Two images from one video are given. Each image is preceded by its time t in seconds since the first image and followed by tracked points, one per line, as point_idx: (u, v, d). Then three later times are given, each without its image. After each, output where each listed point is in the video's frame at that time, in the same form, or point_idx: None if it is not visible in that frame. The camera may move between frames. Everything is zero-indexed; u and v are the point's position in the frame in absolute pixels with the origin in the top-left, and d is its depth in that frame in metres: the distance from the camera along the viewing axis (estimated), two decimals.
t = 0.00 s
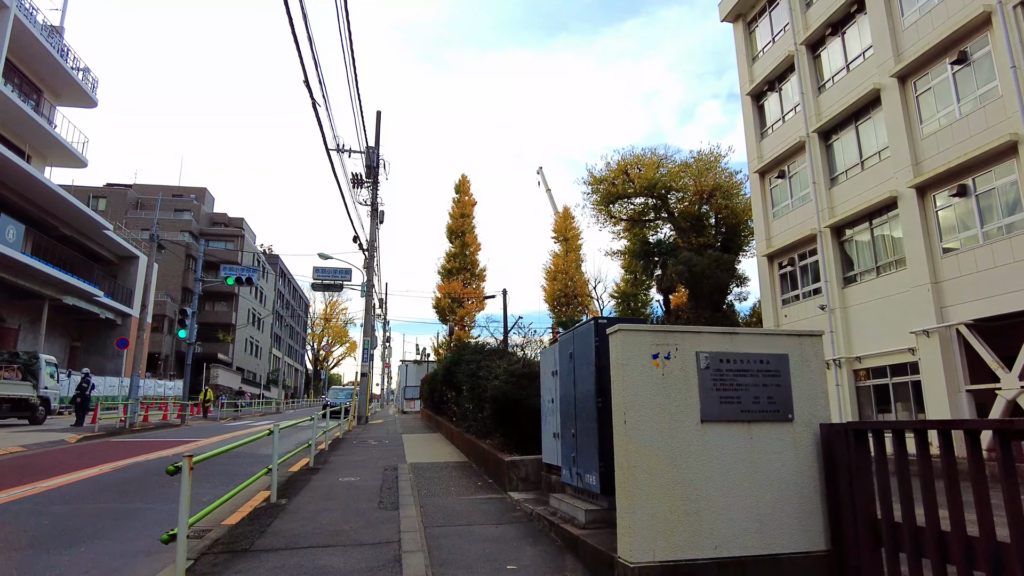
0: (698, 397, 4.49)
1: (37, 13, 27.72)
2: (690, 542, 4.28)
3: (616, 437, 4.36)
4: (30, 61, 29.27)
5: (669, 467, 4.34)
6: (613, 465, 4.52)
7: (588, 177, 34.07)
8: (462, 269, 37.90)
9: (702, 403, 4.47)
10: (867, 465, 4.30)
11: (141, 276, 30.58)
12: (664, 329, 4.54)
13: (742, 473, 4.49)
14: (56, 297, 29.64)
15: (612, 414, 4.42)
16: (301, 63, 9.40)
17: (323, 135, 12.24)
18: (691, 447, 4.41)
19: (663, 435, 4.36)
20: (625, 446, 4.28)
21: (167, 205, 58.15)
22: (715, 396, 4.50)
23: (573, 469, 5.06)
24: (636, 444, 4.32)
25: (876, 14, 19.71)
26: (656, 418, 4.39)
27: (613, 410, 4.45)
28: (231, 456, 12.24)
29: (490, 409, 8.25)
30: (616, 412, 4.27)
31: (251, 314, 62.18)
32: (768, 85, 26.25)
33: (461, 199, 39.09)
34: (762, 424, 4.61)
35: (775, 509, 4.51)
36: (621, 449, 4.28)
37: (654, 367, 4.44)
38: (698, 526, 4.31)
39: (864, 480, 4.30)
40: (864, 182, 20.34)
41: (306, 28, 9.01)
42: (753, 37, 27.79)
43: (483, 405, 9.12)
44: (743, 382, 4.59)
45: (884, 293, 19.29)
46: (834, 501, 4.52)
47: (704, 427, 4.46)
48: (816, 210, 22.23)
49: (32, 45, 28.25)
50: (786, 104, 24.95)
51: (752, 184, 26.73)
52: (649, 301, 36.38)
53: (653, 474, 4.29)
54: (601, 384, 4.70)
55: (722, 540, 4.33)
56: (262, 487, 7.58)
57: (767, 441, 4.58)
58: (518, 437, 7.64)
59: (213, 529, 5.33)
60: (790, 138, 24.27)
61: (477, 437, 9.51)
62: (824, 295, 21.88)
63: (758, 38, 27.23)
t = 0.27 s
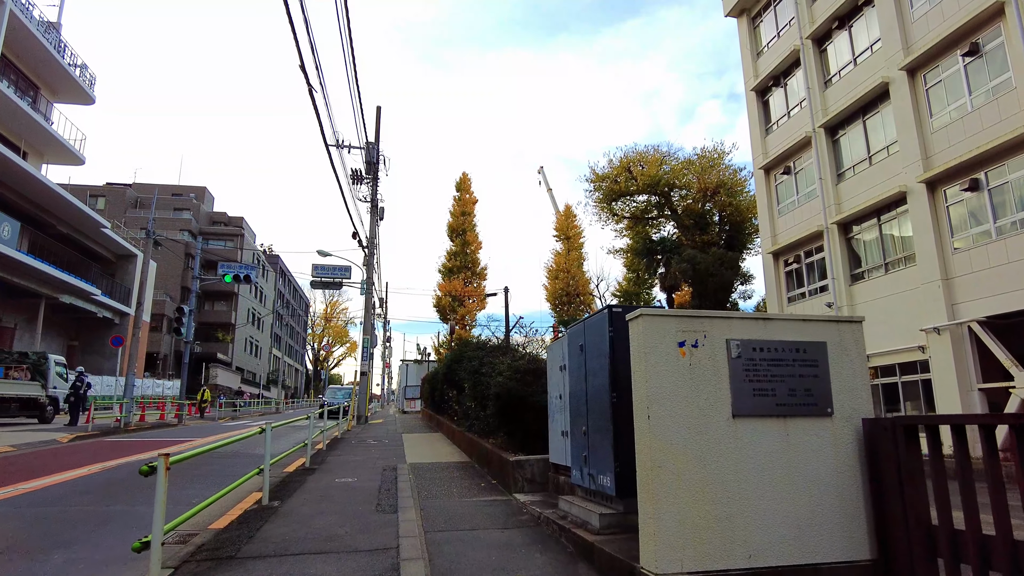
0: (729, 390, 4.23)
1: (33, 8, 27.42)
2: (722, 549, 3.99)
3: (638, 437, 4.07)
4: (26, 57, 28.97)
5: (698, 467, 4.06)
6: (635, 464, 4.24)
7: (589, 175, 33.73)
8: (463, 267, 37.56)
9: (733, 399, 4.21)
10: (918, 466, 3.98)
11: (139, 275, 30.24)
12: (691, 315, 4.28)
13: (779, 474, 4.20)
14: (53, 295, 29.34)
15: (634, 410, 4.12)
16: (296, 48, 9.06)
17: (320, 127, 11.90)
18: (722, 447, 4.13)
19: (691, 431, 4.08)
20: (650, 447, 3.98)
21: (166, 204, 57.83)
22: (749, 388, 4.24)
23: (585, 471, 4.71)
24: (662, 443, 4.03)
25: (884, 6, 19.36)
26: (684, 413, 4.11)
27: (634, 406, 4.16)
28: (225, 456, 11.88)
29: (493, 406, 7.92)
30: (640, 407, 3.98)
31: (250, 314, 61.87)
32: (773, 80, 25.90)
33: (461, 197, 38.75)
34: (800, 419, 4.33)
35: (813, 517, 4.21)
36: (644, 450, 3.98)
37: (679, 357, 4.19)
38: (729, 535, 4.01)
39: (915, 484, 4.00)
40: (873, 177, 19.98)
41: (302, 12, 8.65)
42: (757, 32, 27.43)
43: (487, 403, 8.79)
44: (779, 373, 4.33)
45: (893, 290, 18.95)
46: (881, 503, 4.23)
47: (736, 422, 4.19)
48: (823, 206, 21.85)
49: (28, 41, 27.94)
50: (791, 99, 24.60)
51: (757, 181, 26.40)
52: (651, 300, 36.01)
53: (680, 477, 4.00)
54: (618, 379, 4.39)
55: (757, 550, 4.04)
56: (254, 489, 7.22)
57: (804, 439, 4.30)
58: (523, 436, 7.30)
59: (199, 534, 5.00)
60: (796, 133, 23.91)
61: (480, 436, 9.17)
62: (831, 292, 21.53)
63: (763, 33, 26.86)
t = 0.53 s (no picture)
0: (768, 397, 3.98)
1: (30, 6, 27.14)
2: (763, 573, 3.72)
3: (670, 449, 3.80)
4: (23, 55, 28.69)
5: (735, 483, 3.80)
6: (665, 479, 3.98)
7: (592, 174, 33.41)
8: (464, 267, 37.24)
9: (773, 408, 3.96)
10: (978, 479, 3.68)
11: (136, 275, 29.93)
12: (724, 315, 4.03)
13: (824, 491, 3.94)
14: (49, 295, 29.03)
15: (664, 419, 3.87)
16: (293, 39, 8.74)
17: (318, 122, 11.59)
18: (761, 460, 3.87)
19: (727, 444, 3.83)
20: (683, 460, 3.72)
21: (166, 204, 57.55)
22: (790, 396, 3.98)
23: (599, 483, 4.38)
24: (697, 456, 3.77)
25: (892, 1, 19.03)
26: (720, 424, 3.86)
27: (664, 415, 3.91)
28: (220, 461, 11.55)
29: (497, 410, 7.59)
30: (672, 415, 3.72)
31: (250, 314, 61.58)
32: (778, 78, 25.57)
33: (463, 196, 38.45)
34: (847, 430, 4.07)
35: (862, 541, 3.94)
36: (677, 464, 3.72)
37: (713, 361, 3.94)
38: (771, 558, 3.75)
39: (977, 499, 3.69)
40: (881, 176, 19.66)
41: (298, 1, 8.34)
42: (762, 29, 27.11)
43: (491, 407, 8.45)
44: (822, 379, 4.09)
45: (902, 290, 18.62)
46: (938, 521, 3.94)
47: (776, 434, 3.93)
48: (830, 205, 21.51)
49: (25, 39, 27.66)
50: (797, 97, 24.27)
51: (762, 180, 26.08)
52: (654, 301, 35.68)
53: (716, 494, 3.74)
54: (640, 384, 4.10)
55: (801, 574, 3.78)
56: (246, 498, 6.89)
57: (849, 452, 4.03)
58: (529, 441, 6.96)
59: (184, 549, 4.68)
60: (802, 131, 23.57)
61: (483, 440, 8.84)
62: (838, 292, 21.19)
63: (768, 30, 26.54)
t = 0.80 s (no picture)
0: (815, 387, 3.68)
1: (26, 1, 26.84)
2: None
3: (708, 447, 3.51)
4: (20, 52, 28.41)
5: (783, 482, 3.50)
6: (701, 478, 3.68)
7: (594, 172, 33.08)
8: (465, 266, 36.92)
9: (821, 401, 3.66)
10: None
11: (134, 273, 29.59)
12: (765, 296, 3.73)
13: (882, 493, 3.65)
14: (46, 294, 28.72)
15: (700, 413, 3.57)
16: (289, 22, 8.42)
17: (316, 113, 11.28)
18: (809, 457, 3.58)
19: (772, 439, 3.53)
20: (724, 459, 3.43)
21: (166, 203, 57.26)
22: (839, 386, 3.69)
23: (616, 485, 4.06)
24: (739, 454, 3.49)
25: None
26: (766, 416, 3.56)
27: (699, 409, 3.61)
28: (215, 462, 11.21)
29: (502, 408, 7.25)
30: (709, 408, 3.42)
31: (250, 314, 61.28)
32: (783, 73, 25.24)
33: (464, 195, 38.13)
34: (902, 424, 3.78)
35: (923, 548, 3.65)
36: (716, 463, 3.43)
37: (755, 346, 3.64)
38: (821, 566, 3.47)
39: None
40: (889, 171, 19.32)
41: None
42: (767, 25, 26.75)
43: (495, 405, 8.10)
44: (874, 367, 3.79)
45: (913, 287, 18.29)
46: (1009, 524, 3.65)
47: (824, 428, 3.64)
48: (837, 201, 21.18)
49: (22, 35, 27.38)
50: (803, 92, 23.95)
51: (767, 177, 25.74)
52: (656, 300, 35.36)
53: (762, 497, 3.45)
54: (665, 376, 3.79)
55: None
56: (238, 501, 6.55)
57: (902, 447, 3.75)
58: (536, 440, 6.63)
59: (168, 556, 4.36)
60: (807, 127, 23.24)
61: (487, 440, 8.50)
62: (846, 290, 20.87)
63: (773, 25, 26.21)
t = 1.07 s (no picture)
0: (885, 398, 3.36)
1: None
2: None
3: (764, 468, 3.20)
4: (18, 51, 28.15)
5: (850, 506, 3.20)
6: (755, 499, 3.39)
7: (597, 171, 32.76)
8: (468, 266, 36.59)
9: (891, 414, 3.34)
10: None
11: (132, 273, 29.26)
12: (825, 294, 3.43)
13: (962, 518, 3.33)
14: (45, 294, 28.41)
15: (753, 429, 3.26)
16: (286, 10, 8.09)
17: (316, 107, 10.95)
18: (880, 478, 3.26)
19: (837, 458, 3.23)
20: (783, 482, 3.13)
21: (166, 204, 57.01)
22: (911, 397, 3.37)
23: (640, 502, 3.72)
24: (802, 476, 3.18)
25: None
26: (830, 431, 3.26)
27: (751, 423, 3.30)
28: (211, 467, 10.86)
29: (508, 414, 6.89)
30: (764, 423, 3.10)
31: (251, 315, 61.00)
32: (790, 71, 24.88)
33: (466, 194, 37.83)
34: (982, 440, 3.45)
35: None
36: (775, 486, 3.12)
37: (815, 350, 3.33)
38: None
39: None
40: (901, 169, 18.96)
41: None
42: (773, 21, 26.41)
43: (501, 410, 7.75)
44: (947, 376, 3.46)
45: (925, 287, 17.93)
46: None
47: (895, 444, 3.32)
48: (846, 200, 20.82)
49: (20, 34, 27.11)
50: (810, 89, 23.57)
51: (774, 176, 25.38)
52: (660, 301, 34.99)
53: (827, 524, 3.14)
54: (701, 384, 3.45)
55: None
56: (230, 513, 6.21)
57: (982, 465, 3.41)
58: (545, 447, 6.28)
59: None
60: (815, 124, 22.85)
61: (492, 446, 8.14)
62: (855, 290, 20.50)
63: (780, 22, 25.87)
